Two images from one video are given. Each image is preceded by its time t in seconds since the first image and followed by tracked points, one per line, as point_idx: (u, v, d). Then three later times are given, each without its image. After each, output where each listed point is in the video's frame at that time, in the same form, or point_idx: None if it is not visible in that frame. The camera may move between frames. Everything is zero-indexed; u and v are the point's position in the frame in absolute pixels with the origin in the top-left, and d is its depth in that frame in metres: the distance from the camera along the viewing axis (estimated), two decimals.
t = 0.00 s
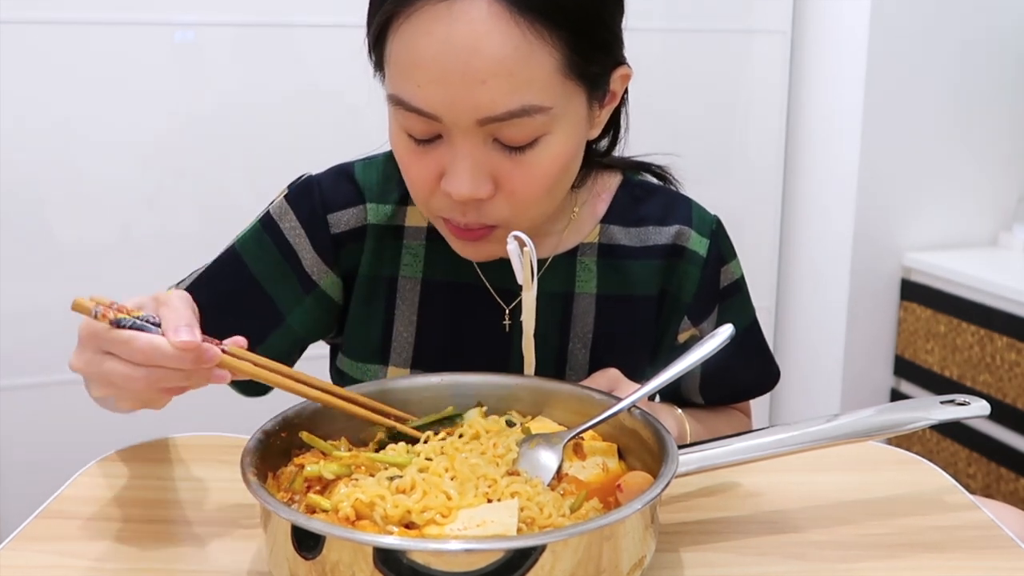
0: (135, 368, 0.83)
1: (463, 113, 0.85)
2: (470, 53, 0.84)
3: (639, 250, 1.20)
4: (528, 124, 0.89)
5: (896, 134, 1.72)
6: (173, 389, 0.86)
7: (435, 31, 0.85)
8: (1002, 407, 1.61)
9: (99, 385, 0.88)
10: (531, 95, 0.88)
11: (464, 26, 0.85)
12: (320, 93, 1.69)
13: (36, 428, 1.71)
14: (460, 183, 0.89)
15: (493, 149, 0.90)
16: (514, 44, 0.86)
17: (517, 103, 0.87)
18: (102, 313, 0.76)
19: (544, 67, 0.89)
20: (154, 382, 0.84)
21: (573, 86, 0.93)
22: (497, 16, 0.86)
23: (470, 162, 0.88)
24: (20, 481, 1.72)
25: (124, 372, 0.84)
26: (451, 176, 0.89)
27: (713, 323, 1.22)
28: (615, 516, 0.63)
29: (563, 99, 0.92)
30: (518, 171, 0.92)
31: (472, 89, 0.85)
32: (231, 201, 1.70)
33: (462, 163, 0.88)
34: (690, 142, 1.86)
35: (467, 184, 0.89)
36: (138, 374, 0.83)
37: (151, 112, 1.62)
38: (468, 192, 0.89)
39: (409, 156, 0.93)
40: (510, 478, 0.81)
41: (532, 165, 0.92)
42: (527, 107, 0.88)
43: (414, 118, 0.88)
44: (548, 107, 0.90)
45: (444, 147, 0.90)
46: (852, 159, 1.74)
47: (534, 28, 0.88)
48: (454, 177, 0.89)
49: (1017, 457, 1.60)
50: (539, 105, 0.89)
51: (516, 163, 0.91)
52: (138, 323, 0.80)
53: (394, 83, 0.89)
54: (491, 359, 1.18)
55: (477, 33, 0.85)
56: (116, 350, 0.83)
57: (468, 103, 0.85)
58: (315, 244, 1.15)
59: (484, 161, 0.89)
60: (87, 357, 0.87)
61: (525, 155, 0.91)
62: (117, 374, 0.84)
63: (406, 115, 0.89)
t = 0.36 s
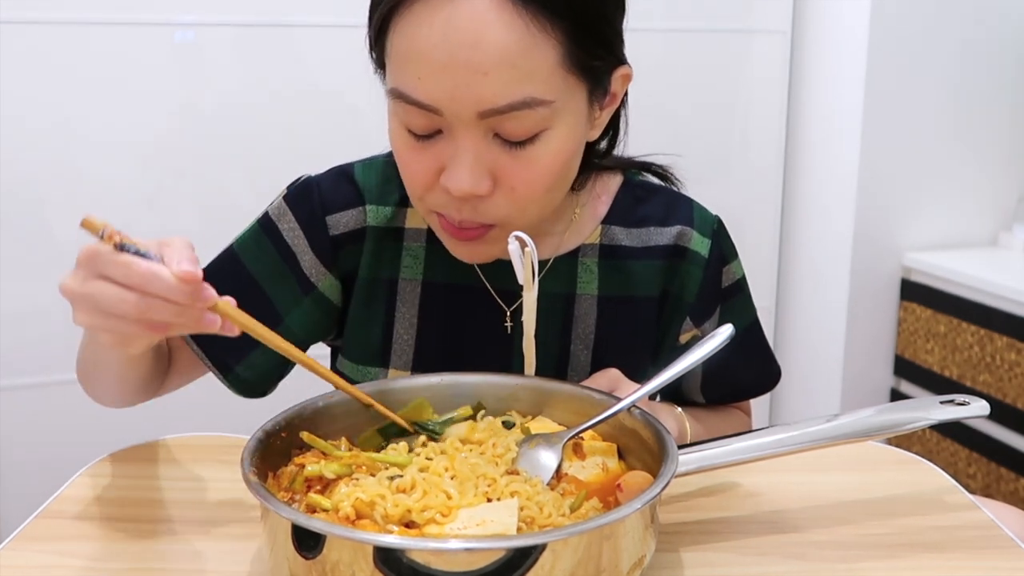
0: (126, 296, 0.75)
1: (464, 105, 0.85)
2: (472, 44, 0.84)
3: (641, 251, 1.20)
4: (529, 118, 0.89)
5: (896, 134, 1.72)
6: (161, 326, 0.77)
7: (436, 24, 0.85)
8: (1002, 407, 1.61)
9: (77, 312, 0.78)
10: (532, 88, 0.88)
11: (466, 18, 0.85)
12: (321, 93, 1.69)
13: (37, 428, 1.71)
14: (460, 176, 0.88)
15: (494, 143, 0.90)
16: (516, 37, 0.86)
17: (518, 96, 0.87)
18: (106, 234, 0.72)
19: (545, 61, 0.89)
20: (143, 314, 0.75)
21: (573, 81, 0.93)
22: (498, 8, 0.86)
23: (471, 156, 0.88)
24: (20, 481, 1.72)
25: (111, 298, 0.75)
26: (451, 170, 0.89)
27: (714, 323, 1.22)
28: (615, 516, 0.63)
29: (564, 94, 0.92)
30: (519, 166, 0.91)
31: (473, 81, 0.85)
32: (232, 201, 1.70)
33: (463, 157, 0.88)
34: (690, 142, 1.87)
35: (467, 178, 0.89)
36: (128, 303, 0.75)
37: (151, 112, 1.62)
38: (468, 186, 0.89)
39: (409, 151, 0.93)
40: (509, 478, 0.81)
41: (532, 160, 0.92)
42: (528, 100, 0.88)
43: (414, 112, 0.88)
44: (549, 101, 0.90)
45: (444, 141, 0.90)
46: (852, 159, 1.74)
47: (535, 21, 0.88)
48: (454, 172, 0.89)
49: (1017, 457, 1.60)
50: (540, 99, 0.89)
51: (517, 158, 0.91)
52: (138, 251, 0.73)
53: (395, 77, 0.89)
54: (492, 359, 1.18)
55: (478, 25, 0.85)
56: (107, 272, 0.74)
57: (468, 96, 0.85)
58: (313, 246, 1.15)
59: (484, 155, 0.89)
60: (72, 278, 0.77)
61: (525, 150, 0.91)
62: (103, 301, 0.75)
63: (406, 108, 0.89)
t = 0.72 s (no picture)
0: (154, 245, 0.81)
1: (459, 111, 0.85)
2: (467, 49, 0.84)
3: (640, 253, 1.20)
4: (526, 123, 0.89)
5: (896, 134, 1.72)
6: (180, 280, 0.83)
7: (431, 29, 0.85)
8: (1002, 407, 1.61)
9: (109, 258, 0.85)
10: (528, 93, 0.88)
11: (461, 23, 0.85)
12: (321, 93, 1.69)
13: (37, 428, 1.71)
14: (456, 181, 0.88)
15: (490, 147, 0.90)
16: (512, 42, 0.86)
17: (514, 101, 0.87)
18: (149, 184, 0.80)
19: (542, 65, 0.89)
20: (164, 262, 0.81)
21: (570, 86, 0.93)
22: (493, 13, 0.86)
23: (467, 161, 0.88)
24: (21, 480, 1.72)
25: (140, 245, 0.81)
26: (447, 175, 0.89)
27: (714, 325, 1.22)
28: (615, 516, 0.63)
29: (560, 98, 0.92)
30: (516, 170, 0.91)
31: (468, 86, 0.84)
32: (232, 201, 1.70)
33: (459, 162, 0.88)
34: (691, 142, 1.87)
35: (463, 183, 0.89)
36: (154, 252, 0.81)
37: (152, 113, 1.63)
38: (465, 191, 0.89)
39: (405, 155, 0.93)
40: (509, 478, 0.81)
41: (529, 165, 0.92)
42: (524, 105, 0.88)
43: (410, 117, 0.88)
44: (546, 106, 0.90)
45: (440, 146, 0.90)
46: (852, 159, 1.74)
47: (531, 26, 0.88)
48: (450, 177, 0.89)
49: (1017, 457, 1.60)
50: (536, 104, 0.89)
51: (514, 162, 0.91)
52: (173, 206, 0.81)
53: (390, 83, 0.89)
54: (492, 360, 1.18)
55: (472, 30, 0.85)
56: (143, 221, 0.81)
57: (464, 101, 0.85)
58: (312, 248, 1.15)
59: (481, 160, 0.89)
60: (109, 225, 0.84)
61: (522, 155, 0.91)
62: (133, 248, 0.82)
63: (402, 114, 0.89)
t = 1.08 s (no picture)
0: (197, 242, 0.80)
1: (460, 114, 0.85)
2: (467, 53, 0.84)
3: (640, 253, 1.20)
4: (526, 127, 0.89)
5: (896, 134, 1.72)
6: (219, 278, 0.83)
7: (432, 32, 0.85)
8: (1002, 407, 1.61)
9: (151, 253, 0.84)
10: (529, 96, 0.88)
11: (462, 27, 0.85)
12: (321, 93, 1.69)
13: (37, 428, 1.71)
14: (456, 184, 0.88)
15: (490, 150, 0.90)
16: (512, 45, 0.86)
17: (514, 104, 0.87)
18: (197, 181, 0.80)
19: (542, 69, 0.89)
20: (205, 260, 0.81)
21: (570, 88, 0.93)
22: (493, 16, 0.86)
23: (467, 164, 0.88)
24: (21, 480, 1.72)
25: (186, 242, 0.81)
26: (447, 178, 0.89)
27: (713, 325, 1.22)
28: (615, 516, 0.63)
29: (560, 101, 0.92)
30: (516, 173, 0.91)
31: (469, 90, 0.84)
32: (232, 201, 1.70)
33: (459, 164, 0.88)
34: (691, 142, 1.87)
35: (463, 186, 0.89)
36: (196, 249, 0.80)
37: (151, 112, 1.63)
38: (465, 194, 0.89)
39: (405, 158, 0.93)
40: (509, 478, 0.81)
41: (529, 168, 0.92)
42: (525, 108, 0.88)
43: (410, 120, 0.88)
44: (546, 109, 0.90)
45: (440, 148, 0.90)
46: (852, 159, 1.74)
47: (531, 29, 0.88)
48: (450, 180, 0.89)
49: (1017, 457, 1.60)
50: (537, 107, 0.89)
51: (514, 165, 0.91)
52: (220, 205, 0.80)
53: (391, 86, 0.89)
54: (492, 359, 1.18)
55: (473, 34, 0.85)
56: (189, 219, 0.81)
57: (465, 104, 0.85)
58: (314, 246, 1.14)
59: (481, 163, 0.89)
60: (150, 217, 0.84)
61: (522, 158, 0.91)
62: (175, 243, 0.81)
63: (402, 117, 0.89)
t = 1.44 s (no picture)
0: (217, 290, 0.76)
1: (457, 119, 0.85)
2: (465, 58, 0.84)
3: (640, 253, 1.20)
4: (524, 130, 0.89)
5: (896, 135, 1.72)
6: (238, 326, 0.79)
7: (428, 37, 0.85)
8: (1002, 407, 1.61)
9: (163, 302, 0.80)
10: (526, 100, 0.88)
11: (459, 31, 0.85)
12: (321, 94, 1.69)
13: (37, 428, 1.71)
14: (455, 188, 0.89)
15: (489, 153, 0.90)
16: (509, 49, 0.86)
17: (512, 108, 0.87)
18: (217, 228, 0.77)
19: (539, 72, 0.89)
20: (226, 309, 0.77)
21: (568, 90, 0.93)
22: (491, 20, 0.86)
23: (466, 168, 0.88)
24: (21, 480, 1.72)
25: (204, 289, 0.77)
26: (446, 181, 0.89)
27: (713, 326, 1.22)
28: (615, 516, 0.63)
29: (558, 104, 0.92)
30: (515, 176, 0.92)
31: (466, 94, 0.84)
32: (232, 200, 1.70)
33: (457, 168, 0.88)
34: (691, 142, 1.87)
35: (462, 190, 0.89)
36: (216, 297, 0.76)
37: (151, 113, 1.63)
38: (464, 197, 0.89)
39: (403, 161, 0.93)
40: (509, 478, 0.81)
41: (527, 171, 0.92)
42: (523, 112, 0.88)
43: (408, 124, 0.88)
44: (544, 112, 0.90)
45: (438, 152, 0.90)
46: (852, 159, 1.74)
47: (529, 33, 0.88)
48: (449, 183, 0.89)
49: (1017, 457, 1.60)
50: (534, 111, 0.89)
51: (512, 168, 0.91)
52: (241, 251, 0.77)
53: (389, 89, 0.89)
54: (491, 359, 1.18)
55: (470, 38, 0.85)
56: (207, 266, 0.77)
57: (462, 109, 0.85)
58: (316, 246, 1.14)
59: (479, 167, 0.89)
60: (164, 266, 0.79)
61: (520, 161, 0.91)
62: (193, 292, 0.77)
63: (400, 121, 0.89)
